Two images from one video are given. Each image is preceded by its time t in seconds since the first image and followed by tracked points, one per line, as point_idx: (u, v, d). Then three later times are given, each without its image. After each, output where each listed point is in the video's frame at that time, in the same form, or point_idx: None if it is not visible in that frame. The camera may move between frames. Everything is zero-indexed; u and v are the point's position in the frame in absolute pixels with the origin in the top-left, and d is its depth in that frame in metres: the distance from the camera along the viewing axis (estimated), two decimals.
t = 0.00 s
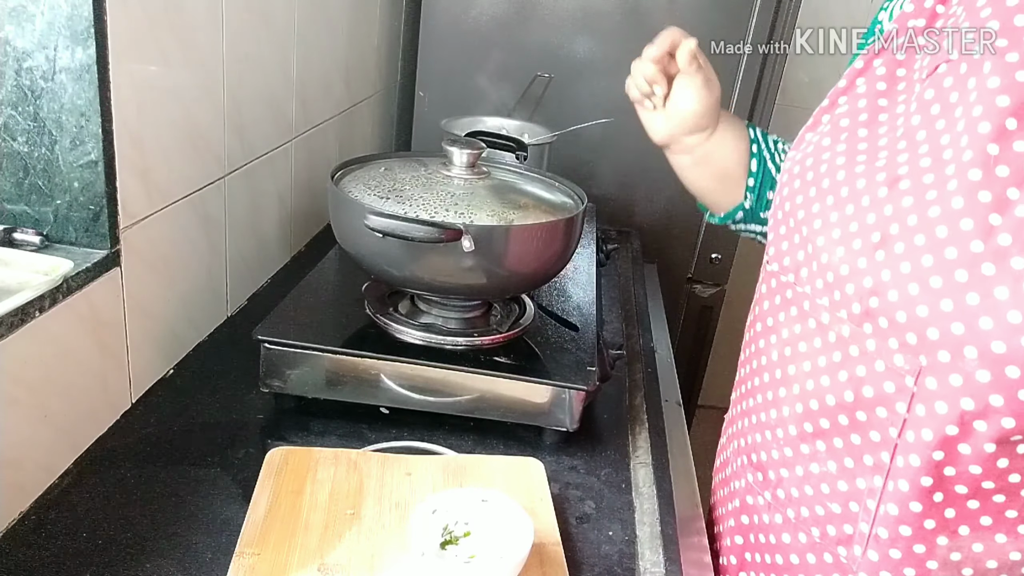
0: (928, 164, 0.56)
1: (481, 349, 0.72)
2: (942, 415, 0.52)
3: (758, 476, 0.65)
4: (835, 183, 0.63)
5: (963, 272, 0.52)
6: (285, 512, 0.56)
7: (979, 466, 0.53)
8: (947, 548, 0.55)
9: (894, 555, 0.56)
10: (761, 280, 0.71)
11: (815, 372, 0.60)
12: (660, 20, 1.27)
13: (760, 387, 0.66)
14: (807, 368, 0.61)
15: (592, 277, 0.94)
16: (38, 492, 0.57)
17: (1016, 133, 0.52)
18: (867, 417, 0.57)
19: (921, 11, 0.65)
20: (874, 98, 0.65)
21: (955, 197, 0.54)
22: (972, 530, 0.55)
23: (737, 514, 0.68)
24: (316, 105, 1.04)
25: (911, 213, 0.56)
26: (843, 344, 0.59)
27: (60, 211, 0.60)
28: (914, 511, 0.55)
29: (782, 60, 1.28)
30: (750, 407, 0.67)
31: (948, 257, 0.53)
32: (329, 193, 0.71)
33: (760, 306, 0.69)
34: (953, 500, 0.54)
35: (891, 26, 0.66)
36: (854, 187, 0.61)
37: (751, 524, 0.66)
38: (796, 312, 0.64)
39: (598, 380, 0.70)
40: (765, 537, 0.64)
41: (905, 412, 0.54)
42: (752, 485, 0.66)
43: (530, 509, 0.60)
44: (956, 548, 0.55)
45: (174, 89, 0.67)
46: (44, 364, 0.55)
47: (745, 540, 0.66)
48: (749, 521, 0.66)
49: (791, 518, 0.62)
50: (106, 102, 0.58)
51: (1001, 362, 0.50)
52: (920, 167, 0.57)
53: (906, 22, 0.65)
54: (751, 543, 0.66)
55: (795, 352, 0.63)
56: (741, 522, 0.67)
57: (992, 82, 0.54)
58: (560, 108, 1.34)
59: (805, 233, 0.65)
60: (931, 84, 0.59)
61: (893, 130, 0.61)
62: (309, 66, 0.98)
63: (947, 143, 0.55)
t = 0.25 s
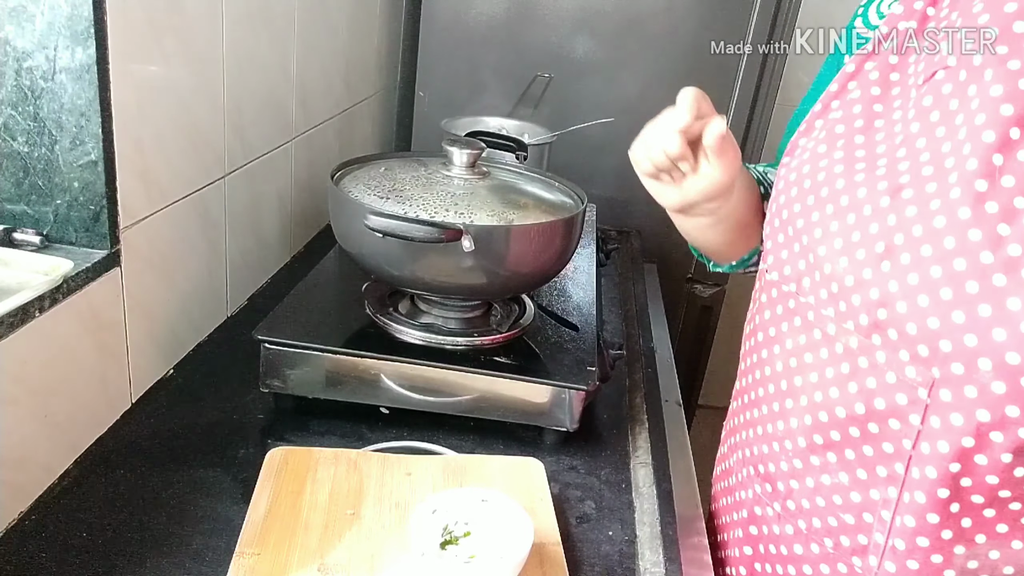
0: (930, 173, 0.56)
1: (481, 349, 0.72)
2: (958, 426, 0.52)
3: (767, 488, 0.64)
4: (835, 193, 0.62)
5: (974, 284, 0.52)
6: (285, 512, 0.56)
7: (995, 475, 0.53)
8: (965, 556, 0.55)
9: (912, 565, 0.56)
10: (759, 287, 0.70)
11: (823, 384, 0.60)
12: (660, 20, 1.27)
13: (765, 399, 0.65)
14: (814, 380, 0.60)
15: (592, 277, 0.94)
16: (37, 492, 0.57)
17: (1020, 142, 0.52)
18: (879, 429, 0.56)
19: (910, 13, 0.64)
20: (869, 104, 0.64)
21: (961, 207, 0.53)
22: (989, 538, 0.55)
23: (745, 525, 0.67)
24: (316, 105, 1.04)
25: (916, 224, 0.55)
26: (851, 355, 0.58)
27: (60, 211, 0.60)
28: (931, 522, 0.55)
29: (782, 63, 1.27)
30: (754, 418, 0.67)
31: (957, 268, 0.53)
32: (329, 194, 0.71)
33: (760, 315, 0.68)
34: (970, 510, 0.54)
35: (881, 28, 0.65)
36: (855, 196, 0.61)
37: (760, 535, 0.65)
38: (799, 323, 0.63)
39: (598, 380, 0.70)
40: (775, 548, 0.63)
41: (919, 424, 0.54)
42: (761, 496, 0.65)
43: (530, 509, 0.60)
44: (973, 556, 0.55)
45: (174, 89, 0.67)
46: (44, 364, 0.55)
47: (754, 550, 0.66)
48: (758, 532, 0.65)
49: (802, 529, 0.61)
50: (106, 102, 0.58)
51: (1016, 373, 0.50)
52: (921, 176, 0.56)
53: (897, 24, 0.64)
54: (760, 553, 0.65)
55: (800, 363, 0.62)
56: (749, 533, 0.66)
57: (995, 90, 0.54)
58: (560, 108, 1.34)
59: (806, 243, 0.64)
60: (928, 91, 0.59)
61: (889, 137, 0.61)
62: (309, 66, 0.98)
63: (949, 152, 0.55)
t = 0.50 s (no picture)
0: (924, 179, 0.56)
1: (481, 349, 0.72)
2: (960, 433, 0.51)
3: (767, 495, 0.63)
4: (828, 199, 0.61)
5: (972, 291, 0.52)
6: (285, 512, 0.56)
7: (999, 482, 0.51)
8: (969, 563, 0.54)
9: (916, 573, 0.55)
10: (751, 292, 0.69)
11: (821, 392, 0.58)
12: (660, 20, 1.27)
13: (763, 406, 0.64)
14: (812, 389, 0.59)
15: (592, 277, 0.94)
16: (37, 492, 0.57)
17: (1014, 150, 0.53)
18: (879, 437, 0.55)
19: (900, 15, 0.64)
20: (861, 107, 0.63)
21: (957, 214, 0.53)
22: (993, 544, 0.54)
23: (748, 532, 0.65)
24: (316, 105, 1.04)
25: (912, 230, 0.55)
26: (850, 362, 0.57)
27: (60, 211, 0.60)
28: (935, 530, 0.53)
29: (782, 62, 1.26)
30: (751, 425, 0.65)
31: (954, 275, 0.52)
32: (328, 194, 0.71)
33: (756, 321, 0.66)
34: (974, 517, 0.53)
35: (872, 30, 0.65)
36: (849, 202, 0.59)
37: (763, 542, 0.63)
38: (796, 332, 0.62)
39: (598, 380, 0.70)
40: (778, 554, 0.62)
41: (920, 431, 0.53)
42: (763, 503, 0.63)
43: (530, 509, 0.60)
44: (978, 562, 0.54)
45: (174, 89, 0.67)
46: (44, 364, 0.55)
47: (757, 557, 0.64)
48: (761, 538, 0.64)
49: (805, 536, 0.60)
50: (106, 102, 0.58)
51: (1016, 379, 0.50)
52: (916, 181, 0.56)
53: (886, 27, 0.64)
54: (764, 560, 0.63)
55: (798, 371, 0.61)
56: (752, 539, 0.64)
57: (989, 95, 0.54)
58: (560, 108, 1.34)
59: (799, 250, 0.62)
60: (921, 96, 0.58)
61: (881, 141, 0.60)
62: (309, 66, 0.98)
63: (943, 158, 0.55)
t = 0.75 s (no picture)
0: (906, 176, 0.56)
1: (481, 349, 0.72)
2: (933, 425, 0.51)
3: (750, 484, 0.63)
4: (813, 193, 0.61)
5: (947, 286, 0.52)
6: (285, 512, 0.56)
7: (971, 474, 0.51)
8: (941, 554, 0.54)
9: (890, 562, 0.55)
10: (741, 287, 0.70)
11: (803, 383, 0.59)
12: (660, 20, 1.27)
13: (748, 396, 0.64)
14: (794, 380, 0.60)
15: (592, 276, 0.94)
16: (38, 492, 0.57)
17: (992, 148, 0.53)
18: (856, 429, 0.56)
19: (892, 12, 0.63)
20: (850, 104, 0.63)
21: (935, 211, 0.53)
22: (965, 535, 0.53)
23: (731, 520, 0.65)
24: (316, 105, 1.04)
25: (891, 226, 0.55)
26: (830, 355, 0.58)
27: (60, 211, 0.60)
28: (908, 520, 0.53)
29: (782, 62, 1.26)
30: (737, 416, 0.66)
31: (930, 271, 0.53)
32: (329, 193, 0.71)
33: (744, 313, 0.67)
34: (946, 508, 0.53)
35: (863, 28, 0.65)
36: (833, 197, 0.60)
37: (745, 529, 0.63)
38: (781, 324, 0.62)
39: (598, 380, 0.70)
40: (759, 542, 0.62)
41: (896, 422, 0.53)
42: (745, 491, 0.63)
43: (530, 509, 0.60)
44: (950, 553, 0.54)
45: (174, 89, 0.67)
46: (44, 364, 0.55)
47: (739, 545, 0.64)
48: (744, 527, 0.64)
49: (784, 524, 0.60)
50: (106, 102, 0.58)
51: (988, 373, 0.50)
52: (898, 178, 0.56)
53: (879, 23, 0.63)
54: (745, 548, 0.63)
55: (782, 363, 0.61)
56: (735, 527, 0.64)
57: (971, 94, 0.54)
58: (560, 108, 1.34)
59: (786, 244, 0.63)
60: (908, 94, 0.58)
61: (869, 137, 0.60)
62: (309, 66, 0.98)
63: (925, 155, 0.55)
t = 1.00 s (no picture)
0: (883, 162, 0.56)
1: (481, 349, 0.72)
2: (890, 406, 0.52)
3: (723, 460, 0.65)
4: (798, 176, 0.63)
5: (911, 269, 0.52)
6: (285, 513, 0.56)
7: (927, 457, 0.52)
8: (896, 535, 0.55)
9: (845, 540, 0.56)
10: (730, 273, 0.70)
11: (776, 362, 0.60)
12: (660, 20, 1.27)
13: (726, 375, 0.66)
14: (767, 359, 0.61)
15: (592, 277, 0.94)
16: (37, 492, 0.57)
17: (968, 137, 0.52)
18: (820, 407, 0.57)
19: (893, 7, 0.63)
20: (843, 93, 0.64)
21: (907, 196, 0.54)
22: (921, 519, 0.54)
23: (710, 497, 0.67)
24: (316, 105, 1.04)
25: (866, 211, 0.56)
26: (803, 336, 0.59)
27: (60, 211, 0.60)
28: (864, 499, 0.54)
29: (782, 62, 1.26)
30: (716, 395, 0.67)
31: (897, 254, 0.53)
32: (329, 193, 0.71)
33: (729, 296, 0.69)
34: (902, 491, 0.54)
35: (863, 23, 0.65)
36: (816, 181, 0.61)
37: (721, 506, 0.66)
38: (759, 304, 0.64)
39: (598, 380, 0.70)
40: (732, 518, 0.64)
41: (856, 402, 0.54)
42: (719, 468, 0.66)
43: (530, 509, 0.60)
44: (905, 536, 0.55)
45: (174, 89, 0.67)
46: (43, 364, 0.55)
47: (719, 521, 0.66)
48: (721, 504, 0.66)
49: (751, 501, 0.62)
50: (106, 102, 0.58)
51: (946, 356, 0.50)
52: (876, 164, 0.57)
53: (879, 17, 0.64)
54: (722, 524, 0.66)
55: (758, 343, 0.62)
56: (713, 504, 0.67)
57: (951, 84, 0.54)
58: (560, 108, 1.34)
59: (770, 227, 0.64)
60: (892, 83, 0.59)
61: (855, 125, 0.61)
62: (309, 66, 0.98)
63: (904, 142, 0.56)
